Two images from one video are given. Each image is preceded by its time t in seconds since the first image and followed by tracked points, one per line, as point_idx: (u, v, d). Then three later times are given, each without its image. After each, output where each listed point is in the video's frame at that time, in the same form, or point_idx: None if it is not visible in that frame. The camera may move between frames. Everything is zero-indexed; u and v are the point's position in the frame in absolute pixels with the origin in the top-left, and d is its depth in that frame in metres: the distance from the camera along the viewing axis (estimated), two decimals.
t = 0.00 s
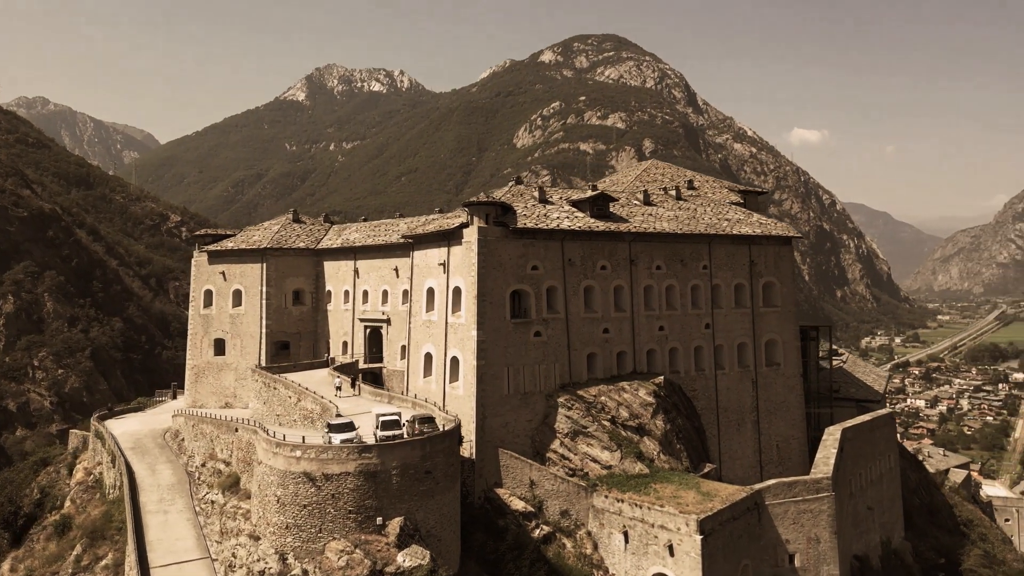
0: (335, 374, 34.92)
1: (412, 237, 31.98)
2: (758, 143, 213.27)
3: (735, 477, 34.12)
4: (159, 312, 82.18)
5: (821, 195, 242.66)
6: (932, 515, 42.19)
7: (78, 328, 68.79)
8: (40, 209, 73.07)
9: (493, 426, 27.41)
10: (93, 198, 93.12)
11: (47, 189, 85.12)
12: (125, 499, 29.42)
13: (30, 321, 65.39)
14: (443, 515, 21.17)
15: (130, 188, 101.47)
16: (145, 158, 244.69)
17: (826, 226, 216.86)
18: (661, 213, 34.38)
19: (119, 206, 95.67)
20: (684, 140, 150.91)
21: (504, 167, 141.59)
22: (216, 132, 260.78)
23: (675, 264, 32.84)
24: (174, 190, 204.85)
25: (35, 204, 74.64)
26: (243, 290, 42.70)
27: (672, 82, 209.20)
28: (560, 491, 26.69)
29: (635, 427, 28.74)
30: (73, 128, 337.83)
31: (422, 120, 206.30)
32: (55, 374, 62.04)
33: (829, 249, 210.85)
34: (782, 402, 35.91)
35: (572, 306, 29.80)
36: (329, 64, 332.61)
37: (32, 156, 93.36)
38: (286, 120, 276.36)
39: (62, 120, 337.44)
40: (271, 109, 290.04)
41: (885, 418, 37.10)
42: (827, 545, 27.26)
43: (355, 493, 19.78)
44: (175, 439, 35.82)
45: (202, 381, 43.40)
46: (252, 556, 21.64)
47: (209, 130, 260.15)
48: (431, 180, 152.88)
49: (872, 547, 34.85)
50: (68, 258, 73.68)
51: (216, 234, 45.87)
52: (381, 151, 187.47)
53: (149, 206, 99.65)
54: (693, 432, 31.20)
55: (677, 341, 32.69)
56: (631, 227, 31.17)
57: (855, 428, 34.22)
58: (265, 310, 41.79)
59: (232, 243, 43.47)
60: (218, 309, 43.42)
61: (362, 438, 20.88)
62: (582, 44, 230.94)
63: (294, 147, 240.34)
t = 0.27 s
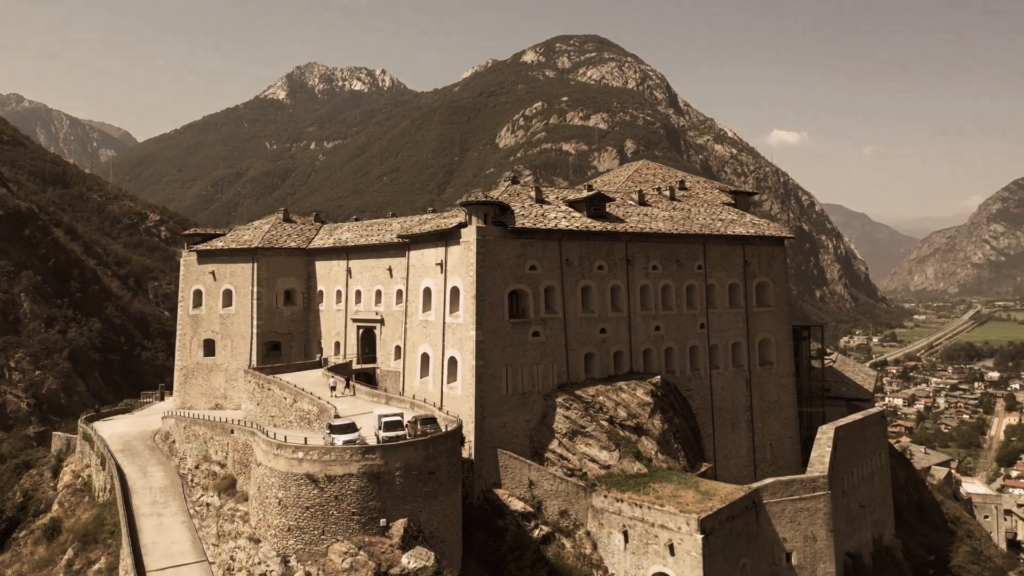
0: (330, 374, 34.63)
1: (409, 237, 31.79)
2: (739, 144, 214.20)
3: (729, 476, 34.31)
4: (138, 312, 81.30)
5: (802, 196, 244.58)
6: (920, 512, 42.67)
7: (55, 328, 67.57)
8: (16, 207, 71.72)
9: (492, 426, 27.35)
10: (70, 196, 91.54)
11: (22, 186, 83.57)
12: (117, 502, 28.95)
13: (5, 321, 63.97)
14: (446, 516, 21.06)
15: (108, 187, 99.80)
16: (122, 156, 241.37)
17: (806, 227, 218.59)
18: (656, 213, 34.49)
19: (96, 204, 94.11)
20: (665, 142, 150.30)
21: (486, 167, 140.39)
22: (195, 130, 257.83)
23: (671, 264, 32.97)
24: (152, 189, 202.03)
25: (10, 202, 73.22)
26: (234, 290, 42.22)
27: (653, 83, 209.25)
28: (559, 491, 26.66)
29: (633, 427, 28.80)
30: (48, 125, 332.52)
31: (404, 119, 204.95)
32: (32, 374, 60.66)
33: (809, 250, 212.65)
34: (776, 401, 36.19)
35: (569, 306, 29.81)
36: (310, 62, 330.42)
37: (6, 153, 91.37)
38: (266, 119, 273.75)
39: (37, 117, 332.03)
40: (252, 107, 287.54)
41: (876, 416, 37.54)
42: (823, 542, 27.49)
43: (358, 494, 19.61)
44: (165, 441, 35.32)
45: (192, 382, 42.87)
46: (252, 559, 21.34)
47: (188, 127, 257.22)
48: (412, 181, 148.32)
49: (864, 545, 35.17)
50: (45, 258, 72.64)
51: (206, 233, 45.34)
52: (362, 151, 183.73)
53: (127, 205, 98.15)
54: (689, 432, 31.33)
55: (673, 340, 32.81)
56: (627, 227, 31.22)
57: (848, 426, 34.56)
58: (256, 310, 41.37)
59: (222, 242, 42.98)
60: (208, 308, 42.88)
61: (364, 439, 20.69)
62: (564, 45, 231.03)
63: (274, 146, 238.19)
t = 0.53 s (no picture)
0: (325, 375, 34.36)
1: (405, 236, 31.64)
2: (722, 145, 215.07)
3: (725, 475, 34.49)
4: (118, 312, 80.35)
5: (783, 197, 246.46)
6: (909, 509, 43.12)
7: (34, 329, 66.35)
8: None
9: (492, 426, 27.28)
10: (48, 195, 89.91)
11: None
12: (111, 505, 28.54)
13: None
14: (450, 517, 20.97)
15: (86, 185, 98.10)
16: (101, 155, 238.14)
17: (787, 228, 220.34)
18: (652, 213, 34.59)
19: (74, 203, 92.48)
20: (649, 142, 149.87)
21: (470, 167, 139.52)
22: (175, 128, 254.91)
23: (668, 264, 33.10)
24: (131, 188, 199.39)
25: None
26: (226, 290, 41.77)
27: (635, 84, 209.28)
28: (559, 491, 26.64)
29: (632, 426, 28.89)
30: (24, 123, 327.56)
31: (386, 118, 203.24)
32: (10, 376, 59.42)
33: (790, 250, 214.24)
34: (770, 400, 36.44)
35: (568, 306, 29.83)
36: (291, 61, 328.26)
37: None
38: (247, 118, 271.30)
39: (13, 115, 326.97)
40: (233, 106, 285.02)
41: (868, 415, 37.92)
42: (821, 540, 27.70)
43: (363, 495, 19.48)
44: (157, 443, 34.85)
45: (182, 383, 42.35)
46: (254, 562, 21.10)
47: (167, 125, 254.38)
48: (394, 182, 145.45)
49: (857, 542, 35.49)
50: (24, 257, 71.57)
51: (196, 233, 44.81)
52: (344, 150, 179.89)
53: (106, 204, 96.53)
54: (686, 431, 31.47)
55: (670, 340, 32.94)
56: (625, 226, 31.28)
57: (841, 424, 34.87)
58: (248, 310, 40.95)
59: (213, 241, 42.49)
60: (199, 309, 42.38)
61: (368, 440, 20.56)
62: (547, 45, 230.92)
63: (256, 145, 236.07)
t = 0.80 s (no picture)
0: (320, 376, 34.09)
1: (402, 236, 31.47)
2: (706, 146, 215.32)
3: (721, 473, 34.64)
4: (99, 313, 79.22)
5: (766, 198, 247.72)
6: (899, 507, 43.51)
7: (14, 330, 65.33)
8: None
9: (492, 426, 27.22)
10: (27, 193, 88.33)
11: None
12: (105, 507, 28.20)
13: None
14: (454, 518, 20.89)
15: (66, 183, 96.40)
16: (80, 153, 234.92)
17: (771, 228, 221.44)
18: (648, 213, 34.70)
19: (54, 202, 90.89)
20: (634, 143, 149.08)
21: (455, 167, 138.49)
22: (156, 126, 251.95)
23: (665, 264, 33.20)
24: (110, 186, 196.81)
25: None
26: (218, 289, 41.34)
27: (620, 84, 208.71)
28: (560, 490, 26.61)
29: (631, 426, 28.98)
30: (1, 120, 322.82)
31: (370, 117, 201.68)
32: None
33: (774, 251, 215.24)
34: (764, 399, 36.68)
35: (566, 306, 29.85)
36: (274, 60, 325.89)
37: None
38: (230, 117, 268.59)
39: None
40: (215, 104, 282.30)
41: (861, 414, 38.27)
42: (818, 538, 27.91)
43: (368, 496, 19.37)
44: (149, 444, 34.43)
45: (174, 384, 41.89)
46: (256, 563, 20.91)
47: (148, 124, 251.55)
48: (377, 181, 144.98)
49: (850, 540, 35.77)
50: (3, 257, 70.34)
51: (187, 232, 44.31)
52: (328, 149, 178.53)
53: (86, 203, 94.93)
54: (683, 430, 31.57)
55: (666, 339, 33.06)
56: (623, 226, 31.35)
57: (835, 423, 35.18)
58: (241, 309, 40.57)
59: (205, 240, 42.04)
60: (191, 309, 41.90)
61: (371, 440, 20.44)
62: (532, 45, 230.33)
63: (238, 144, 233.63)
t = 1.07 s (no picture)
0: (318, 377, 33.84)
1: (402, 235, 31.28)
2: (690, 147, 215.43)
3: (719, 472, 34.78)
4: (81, 313, 78.11)
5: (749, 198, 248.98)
6: (891, 505, 43.87)
7: None
8: None
9: (494, 426, 27.14)
10: (6, 192, 86.73)
11: None
12: (102, 509, 27.85)
13: None
14: (462, 519, 20.82)
15: (45, 182, 94.67)
16: (59, 151, 231.52)
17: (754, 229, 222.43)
18: (647, 213, 34.77)
19: (33, 201, 89.25)
20: (618, 143, 147.72)
21: (439, 167, 137.49)
22: (137, 124, 248.84)
23: (664, 264, 33.29)
24: (90, 185, 194.10)
25: None
26: (211, 289, 40.88)
27: (604, 84, 207.30)
28: (562, 490, 26.58)
29: (632, 425, 29.07)
30: None
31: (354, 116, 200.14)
32: None
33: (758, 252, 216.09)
34: (761, 398, 36.89)
35: (567, 305, 29.85)
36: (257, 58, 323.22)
37: None
38: (212, 115, 265.89)
39: None
40: (197, 103, 279.39)
41: (855, 413, 38.63)
42: (818, 536, 28.13)
43: (376, 496, 19.27)
44: (144, 446, 33.99)
45: (166, 385, 41.38)
46: (261, 565, 20.70)
47: (128, 122, 248.49)
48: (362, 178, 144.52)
49: (846, 538, 36.07)
50: None
51: (178, 231, 43.77)
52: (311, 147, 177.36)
53: (66, 202, 93.26)
54: (682, 430, 31.66)
55: (665, 339, 33.15)
56: (623, 226, 31.38)
57: (832, 422, 35.47)
58: (236, 309, 40.15)
59: (198, 240, 41.56)
60: (183, 308, 41.40)
61: (378, 440, 20.34)
62: (516, 45, 229.59)
63: (221, 143, 231.39)
